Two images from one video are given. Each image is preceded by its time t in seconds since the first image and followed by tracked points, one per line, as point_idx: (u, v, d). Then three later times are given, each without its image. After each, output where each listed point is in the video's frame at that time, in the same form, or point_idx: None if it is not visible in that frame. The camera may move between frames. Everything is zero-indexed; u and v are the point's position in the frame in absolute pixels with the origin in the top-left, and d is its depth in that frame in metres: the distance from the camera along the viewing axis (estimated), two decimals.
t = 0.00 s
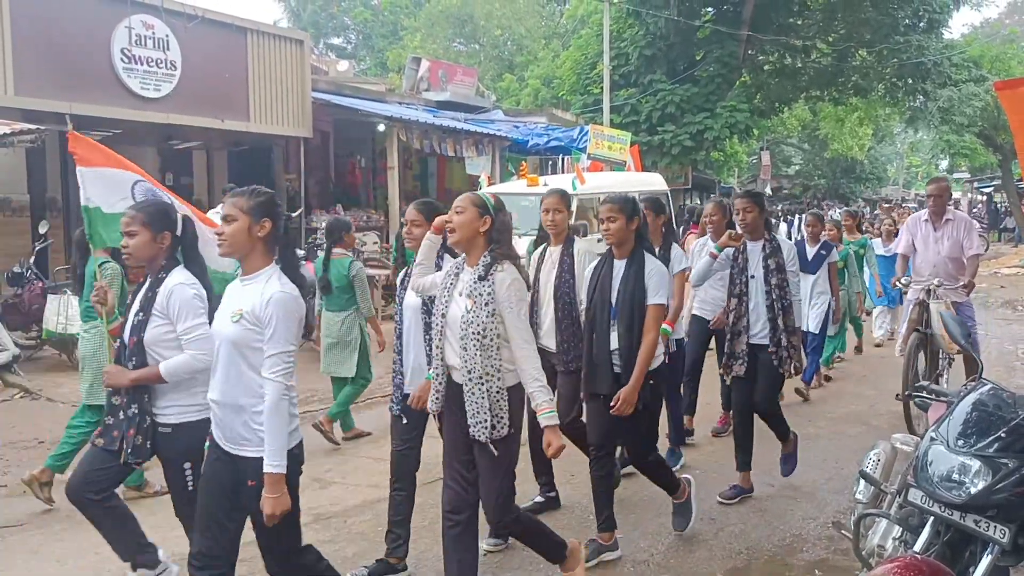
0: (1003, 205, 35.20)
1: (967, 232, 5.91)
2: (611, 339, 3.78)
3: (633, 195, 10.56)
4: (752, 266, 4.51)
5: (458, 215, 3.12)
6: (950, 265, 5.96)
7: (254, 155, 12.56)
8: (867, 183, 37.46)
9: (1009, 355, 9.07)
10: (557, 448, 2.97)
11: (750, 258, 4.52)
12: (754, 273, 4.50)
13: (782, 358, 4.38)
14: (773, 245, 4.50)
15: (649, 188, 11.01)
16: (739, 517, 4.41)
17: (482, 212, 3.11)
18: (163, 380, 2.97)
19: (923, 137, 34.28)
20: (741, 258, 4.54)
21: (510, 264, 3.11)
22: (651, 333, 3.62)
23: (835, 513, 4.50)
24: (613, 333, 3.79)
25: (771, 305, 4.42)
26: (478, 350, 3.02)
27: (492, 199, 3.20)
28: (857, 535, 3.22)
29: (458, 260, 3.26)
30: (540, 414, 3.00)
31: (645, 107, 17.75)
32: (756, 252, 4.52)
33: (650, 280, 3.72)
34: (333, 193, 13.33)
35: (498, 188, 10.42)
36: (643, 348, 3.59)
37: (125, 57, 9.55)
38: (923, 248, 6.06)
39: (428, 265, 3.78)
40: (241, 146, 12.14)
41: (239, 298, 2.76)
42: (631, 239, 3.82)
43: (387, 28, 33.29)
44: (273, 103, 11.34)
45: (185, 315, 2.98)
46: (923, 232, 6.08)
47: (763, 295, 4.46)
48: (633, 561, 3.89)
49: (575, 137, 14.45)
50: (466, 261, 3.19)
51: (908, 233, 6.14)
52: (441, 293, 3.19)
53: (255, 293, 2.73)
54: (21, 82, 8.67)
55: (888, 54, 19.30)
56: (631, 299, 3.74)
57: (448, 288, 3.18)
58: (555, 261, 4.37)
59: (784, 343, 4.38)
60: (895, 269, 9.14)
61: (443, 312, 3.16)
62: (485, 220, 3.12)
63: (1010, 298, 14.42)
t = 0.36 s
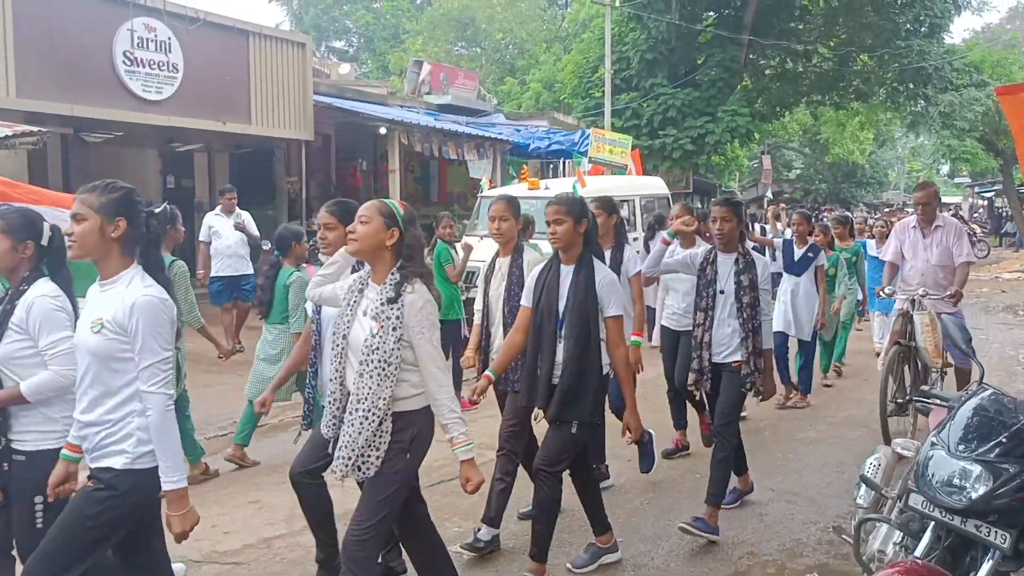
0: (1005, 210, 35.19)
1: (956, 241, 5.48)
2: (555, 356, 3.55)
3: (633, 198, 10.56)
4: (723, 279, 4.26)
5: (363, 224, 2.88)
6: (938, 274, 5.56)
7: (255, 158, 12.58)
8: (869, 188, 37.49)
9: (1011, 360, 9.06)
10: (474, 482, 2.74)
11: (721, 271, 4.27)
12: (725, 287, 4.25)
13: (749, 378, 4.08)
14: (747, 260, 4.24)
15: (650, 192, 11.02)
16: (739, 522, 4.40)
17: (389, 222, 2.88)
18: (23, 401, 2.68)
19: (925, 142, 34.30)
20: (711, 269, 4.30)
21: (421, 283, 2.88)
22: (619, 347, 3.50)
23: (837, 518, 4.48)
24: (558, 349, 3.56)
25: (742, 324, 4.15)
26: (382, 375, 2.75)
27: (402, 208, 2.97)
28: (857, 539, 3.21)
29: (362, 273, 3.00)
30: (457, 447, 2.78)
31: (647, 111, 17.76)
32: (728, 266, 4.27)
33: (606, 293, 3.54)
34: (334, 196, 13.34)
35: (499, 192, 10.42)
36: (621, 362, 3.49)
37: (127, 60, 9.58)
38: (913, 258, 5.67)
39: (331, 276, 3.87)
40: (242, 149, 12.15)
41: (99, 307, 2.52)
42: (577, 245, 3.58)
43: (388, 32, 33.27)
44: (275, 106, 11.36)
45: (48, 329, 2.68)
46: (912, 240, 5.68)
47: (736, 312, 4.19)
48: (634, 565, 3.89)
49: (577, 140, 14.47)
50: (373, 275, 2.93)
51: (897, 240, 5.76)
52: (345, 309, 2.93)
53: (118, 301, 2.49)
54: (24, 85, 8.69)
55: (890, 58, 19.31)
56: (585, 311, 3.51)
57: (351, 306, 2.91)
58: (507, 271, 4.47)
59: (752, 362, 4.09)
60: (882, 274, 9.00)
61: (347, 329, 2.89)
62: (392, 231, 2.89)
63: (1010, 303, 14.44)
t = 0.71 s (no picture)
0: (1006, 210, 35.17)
1: (941, 241, 5.31)
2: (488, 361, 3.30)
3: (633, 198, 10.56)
4: (686, 276, 4.13)
5: (257, 210, 2.59)
6: (922, 276, 5.40)
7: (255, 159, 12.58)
8: (869, 187, 37.50)
9: (1011, 359, 9.06)
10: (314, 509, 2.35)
11: (686, 266, 4.14)
12: (687, 286, 4.12)
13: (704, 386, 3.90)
14: (712, 257, 4.08)
15: (650, 192, 11.03)
16: (740, 521, 4.40)
17: (282, 209, 2.58)
18: None
19: (925, 141, 34.29)
20: (677, 264, 4.17)
21: (318, 276, 2.52)
22: (548, 356, 3.21)
23: (838, 517, 4.48)
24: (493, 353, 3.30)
25: (699, 322, 4.03)
26: (266, 379, 2.45)
27: (305, 193, 2.65)
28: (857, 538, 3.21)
29: (262, 263, 2.70)
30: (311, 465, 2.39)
31: (646, 111, 17.75)
32: (690, 262, 4.14)
33: (537, 300, 3.24)
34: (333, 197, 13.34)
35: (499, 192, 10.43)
36: (545, 373, 3.21)
37: (127, 61, 9.58)
38: (896, 261, 5.51)
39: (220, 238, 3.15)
40: (242, 150, 12.16)
41: None
42: (520, 244, 3.35)
43: (388, 32, 33.20)
44: (275, 107, 11.36)
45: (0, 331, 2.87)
46: (894, 242, 5.51)
47: (693, 312, 4.08)
48: (633, 565, 3.89)
49: (576, 140, 14.46)
50: (268, 267, 2.63)
51: (878, 244, 5.59)
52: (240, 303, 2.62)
53: None
54: (24, 86, 8.70)
55: (889, 58, 19.32)
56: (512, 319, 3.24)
57: (242, 300, 2.60)
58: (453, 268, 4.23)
59: (710, 368, 3.94)
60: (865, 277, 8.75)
61: (241, 327, 2.59)
62: (286, 218, 2.58)
63: (1010, 302, 14.44)
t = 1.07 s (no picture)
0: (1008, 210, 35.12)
1: (920, 245, 5.09)
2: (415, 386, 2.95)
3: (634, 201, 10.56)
4: (627, 291, 3.70)
5: (111, 216, 2.54)
6: (900, 281, 5.18)
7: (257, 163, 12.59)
8: (872, 189, 37.53)
9: (1014, 360, 9.05)
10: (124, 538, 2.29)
11: (627, 281, 3.70)
12: (628, 301, 3.69)
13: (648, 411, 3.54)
14: (651, 267, 3.66)
15: (651, 194, 11.02)
16: (744, 524, 4.40)
17: (137, 212, 2.53)
18: None
19: (927, 143, 34.28)
20: (618, 280, 3.73)
21: (172, 286, 2.45)
22: (454, 368, 2.85)
23: (840, 519, 4.48)
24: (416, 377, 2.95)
25: (639, 345, 3.61)
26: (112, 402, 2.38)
27: (162, 195, 2.60)
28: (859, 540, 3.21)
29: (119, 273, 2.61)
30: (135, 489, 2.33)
31: (647, 113, 17.75)
32: (631, 277, 3.70)
33: (455, 306, 2.90)
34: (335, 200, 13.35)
35: (500, 195, 10.43)
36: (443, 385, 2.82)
37: (129, 65, 9.60)
38: (874, 265, 5.30)
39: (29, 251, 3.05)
40: (244, 154, 12.17)
41: None
42: (437, 254, 3.01)
43: (389, 35, 33.17)
44: (277, 110, 11.38)
45: None
46: (873, 246, 5.31)
47: (637, 330, 3.63)
48: (637, 568, 3.89)
49: (577, 143, 14.45)
50: (124, 276, 2.55)
51: (858, 247, 5.40)
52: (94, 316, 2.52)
53: None
54: (27, 91, 8.73)
55: (890, 59, 19.33)
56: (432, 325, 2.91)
57: (97, 315, 2.48)
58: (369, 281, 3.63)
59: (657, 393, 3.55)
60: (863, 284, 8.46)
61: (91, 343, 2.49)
62: (141, 222, 2.54)
63: (1012, 303, 14.45)
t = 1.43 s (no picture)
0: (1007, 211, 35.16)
1: (900, 248, 4.66)
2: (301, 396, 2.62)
3: (634, 202, 10.56)
4: (562, 295, 3.53)
5: None
6: (874, 287, 4.75)
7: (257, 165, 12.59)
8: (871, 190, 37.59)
9: (1014, 362, 9.05)
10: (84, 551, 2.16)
11: (562, 284, 3.52)
12: (563, 303, 3.52)
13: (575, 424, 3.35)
14: (589, 270, 3.45)
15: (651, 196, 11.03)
16: (743, 526, 4.40)
17: None
18: None
19: (927, 144, 34.33)
20: (553, 281, 3.55)
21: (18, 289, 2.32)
22: (380, 381, 2.57)
23: (840, 521, 4.47)
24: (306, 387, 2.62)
25: (576, 350, 3.43)
26: None
27: None
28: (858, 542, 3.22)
29: None
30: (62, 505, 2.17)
31: (647, 114, 17.78)
32: (565, 280, 3.52)
33: (365, 313, 2.59)
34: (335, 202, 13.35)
35: (500, 197, 10.44)
36: (376, 404, 2.56)
37: (129, 67, 9.61)
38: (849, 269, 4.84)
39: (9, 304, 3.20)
40: (244, 156, 12.18)
41: None
42: (343, 252, 2.70)
43: (389, 37, 33.12)
44: (277, 112, 11.39)
45: None
46: (849, 248, 4.86)
47: (572, 336, 3.46)
48: (636, 569, 3.89)
49: (577, 144, 14.47)
50: None
51: (832, 250, 4.94)
52: None
53: None
54: (27, 93, 8.73)
55: (890, 61, 19.34)
56: (330, 343, 2.56)
57: None
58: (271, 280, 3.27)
59: (583, 404, 3.36)
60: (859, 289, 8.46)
61: None
62: None
63: (1012, 304, 14.46)
